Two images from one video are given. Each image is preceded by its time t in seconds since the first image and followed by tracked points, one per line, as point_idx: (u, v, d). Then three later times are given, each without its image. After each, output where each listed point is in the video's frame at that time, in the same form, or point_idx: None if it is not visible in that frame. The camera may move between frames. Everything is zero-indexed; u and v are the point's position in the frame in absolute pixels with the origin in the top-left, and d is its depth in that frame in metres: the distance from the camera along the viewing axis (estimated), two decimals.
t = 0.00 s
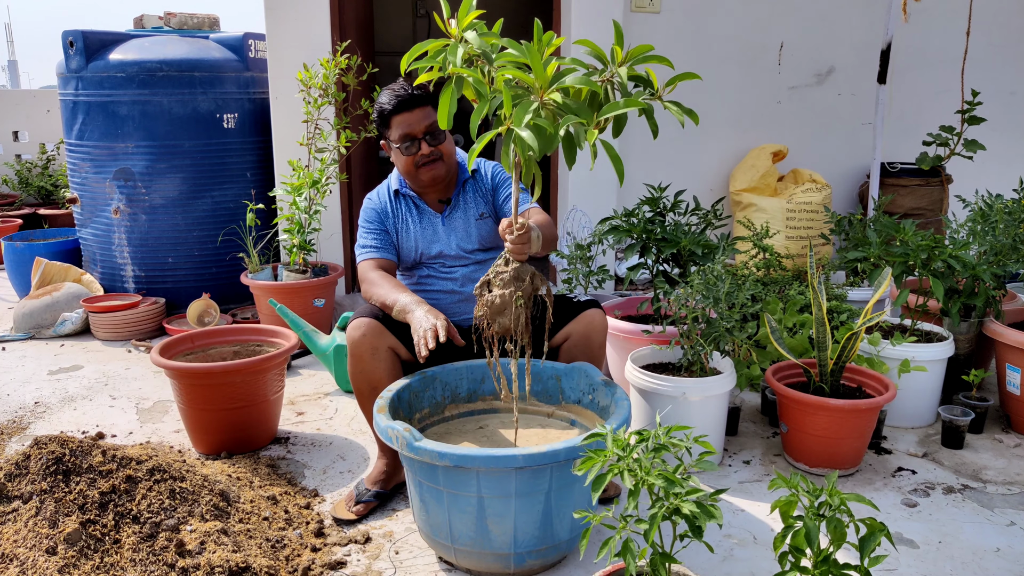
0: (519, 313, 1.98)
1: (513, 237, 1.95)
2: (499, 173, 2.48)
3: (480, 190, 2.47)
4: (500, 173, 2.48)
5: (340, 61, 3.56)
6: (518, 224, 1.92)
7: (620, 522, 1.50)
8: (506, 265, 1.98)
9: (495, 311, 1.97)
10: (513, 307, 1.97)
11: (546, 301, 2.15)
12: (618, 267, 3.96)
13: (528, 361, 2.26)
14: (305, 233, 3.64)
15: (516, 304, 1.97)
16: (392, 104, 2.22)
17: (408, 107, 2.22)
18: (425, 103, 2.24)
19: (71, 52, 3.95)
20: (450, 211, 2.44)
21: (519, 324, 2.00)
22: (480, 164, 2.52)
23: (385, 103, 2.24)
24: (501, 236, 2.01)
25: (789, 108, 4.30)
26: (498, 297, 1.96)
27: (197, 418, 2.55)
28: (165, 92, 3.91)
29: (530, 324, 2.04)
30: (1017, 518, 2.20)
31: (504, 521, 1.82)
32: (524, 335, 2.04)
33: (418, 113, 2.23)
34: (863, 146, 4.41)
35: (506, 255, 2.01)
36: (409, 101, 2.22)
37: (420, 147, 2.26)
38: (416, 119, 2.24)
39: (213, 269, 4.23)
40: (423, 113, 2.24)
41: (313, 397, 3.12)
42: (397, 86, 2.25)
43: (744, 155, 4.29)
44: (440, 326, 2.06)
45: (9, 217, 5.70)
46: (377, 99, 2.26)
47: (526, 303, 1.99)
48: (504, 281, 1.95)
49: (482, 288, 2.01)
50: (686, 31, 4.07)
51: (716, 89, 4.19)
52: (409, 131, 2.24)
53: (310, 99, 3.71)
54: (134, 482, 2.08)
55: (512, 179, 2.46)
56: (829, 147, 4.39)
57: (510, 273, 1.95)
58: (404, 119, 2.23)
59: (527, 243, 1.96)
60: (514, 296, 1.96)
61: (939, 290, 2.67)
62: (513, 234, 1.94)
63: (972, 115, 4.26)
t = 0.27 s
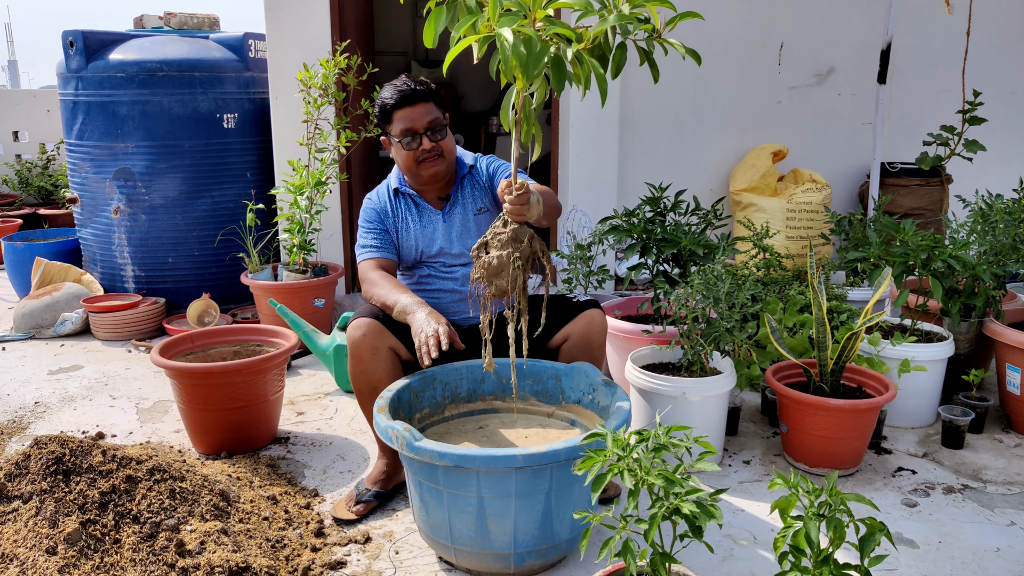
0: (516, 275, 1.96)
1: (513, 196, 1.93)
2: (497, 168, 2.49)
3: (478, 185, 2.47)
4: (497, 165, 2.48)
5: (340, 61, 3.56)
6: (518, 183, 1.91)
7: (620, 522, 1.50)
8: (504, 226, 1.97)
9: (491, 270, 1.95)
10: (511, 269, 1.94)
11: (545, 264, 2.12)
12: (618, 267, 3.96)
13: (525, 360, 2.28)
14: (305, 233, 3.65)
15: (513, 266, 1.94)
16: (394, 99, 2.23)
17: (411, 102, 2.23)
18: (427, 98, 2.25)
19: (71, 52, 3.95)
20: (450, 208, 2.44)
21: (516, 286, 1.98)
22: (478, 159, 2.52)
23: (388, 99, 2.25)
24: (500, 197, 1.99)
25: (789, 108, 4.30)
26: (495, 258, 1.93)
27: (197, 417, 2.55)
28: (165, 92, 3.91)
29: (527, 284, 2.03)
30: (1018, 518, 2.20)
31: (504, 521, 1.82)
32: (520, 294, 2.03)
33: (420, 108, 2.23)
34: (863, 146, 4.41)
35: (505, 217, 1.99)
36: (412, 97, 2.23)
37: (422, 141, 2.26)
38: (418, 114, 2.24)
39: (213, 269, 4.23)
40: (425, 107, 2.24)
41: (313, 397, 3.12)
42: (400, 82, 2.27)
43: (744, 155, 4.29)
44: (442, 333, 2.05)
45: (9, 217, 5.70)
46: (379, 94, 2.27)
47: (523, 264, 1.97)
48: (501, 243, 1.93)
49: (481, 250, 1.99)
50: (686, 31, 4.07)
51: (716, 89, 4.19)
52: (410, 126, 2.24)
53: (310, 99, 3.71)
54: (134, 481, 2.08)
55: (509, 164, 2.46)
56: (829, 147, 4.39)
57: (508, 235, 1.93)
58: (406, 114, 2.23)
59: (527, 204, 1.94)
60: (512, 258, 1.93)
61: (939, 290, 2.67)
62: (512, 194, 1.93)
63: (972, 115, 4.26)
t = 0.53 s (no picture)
0: (519, 252, 1.92)
1: (511, 173, 1.91)
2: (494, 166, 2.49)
3: (476, 183, 2.47)
4: (495, 163, 2.48)
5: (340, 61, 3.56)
6: (518, 159, 1.88)
7: (620, 521, 1.50)
8: (505, 204, 1.92)
9: (490, 248, 1.92)
10: (513, 246, 1.91)
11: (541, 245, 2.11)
12: (618, 267, 3.96)
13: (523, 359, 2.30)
14: (305, 233, 3.65)
15: (516, 243, 1.91)
16: (394, 96, 2.24)
17: (410, 100, 2.24)
18: (426, 95, 2.26)
19: (71, 52, 3.95)
20: (449, 207, 2.44)
21: (518, 264, 1.95)
22: (475, 157, 2.53)
23: (387, 96, 2.26)
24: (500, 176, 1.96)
25: (789, 108, 4.31)
26: (497, 236, 1.90)
27: (197, 417, 2.55)
28: (165, 92, 3.91)
29: (528, 260, 1.98)
30: (1018, 518, 2.20)
31: (504, 521, 1.82)
32: (523, 274, 2.00)
33: (419, 105, 2.24)
34: (863, 145, 4.41)
35: (503, 195, 1.95)
36: (411, 95, 2.24)
37: (422, 138, 2.26)
38: (418, 111, 2.24)
39: (213, 269, 4.23)
40: (424, 105, 2.25)
41: (313, 397, 3.12)
42: (400, 79, 2.28)
43: (744, 154, 4.28)
44: (442, 335, 2.05)
45: (9, 217, 5.70)
46: (378, 92, 2.27)
47: (525, 241, 1.94)
48: (503, 220, 1.89)
49: (480, 229, 1.95)
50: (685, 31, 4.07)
51: (716, 89, 4.19)
52: (410, 123, 2.24)
53: (310, 98, 3.71)
54: (134, 482, 2.08)
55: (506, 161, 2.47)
56: (829, 147, 4.39)
57: (510, 211, 1.89)
58: (406, 111, 2.23)
59: (526, 180, 1.91)
60: (514, 235, 1.90)
61: (939, 290, 2.67)
62: (512, 170, 1.90)
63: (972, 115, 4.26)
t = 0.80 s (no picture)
0: (529, 248, 1.93)
1: (516, 169, 1.89)
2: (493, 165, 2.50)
3: (474, 183, 2.48)
4: (493, 162, 2.49)
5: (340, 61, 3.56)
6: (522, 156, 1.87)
7: (620, 521, 1.50)
8: (510, 200, 1.92)
9: (495, 244, 1.91)
10: (523, 243, 1.91)
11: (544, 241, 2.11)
12: (618, 268, 3.97)
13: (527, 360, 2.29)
14: (305, 233, 3.65)
15: (525, 240, 1.92)
16: (391, 97, 2.25)
17: (406, 101, 2.25)
18: (423, 96, 2.27)
19: (72, 53, 3.96)
20: (447, 207, 2.44)
21: (529, 261, 1.95)
22: (473, 156, 2.54)
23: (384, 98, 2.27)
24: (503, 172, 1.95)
25: (789, 108, 4.31)
26: (506, 233, 1.89)
27: (197, 417, 2.55)
28: (165, 92, 3.91)
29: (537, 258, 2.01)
30: (1017, 518, 2.21)
31: (504, 521, 1.83)
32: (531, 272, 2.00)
33: (416, 106, 2.24)
34: (863, 146, 4.41)
35: (507, 191, 1.95)
36: (407, 95, 2.25)
37: (419, 138, 2.26)
38: (415, 112, 2.24)
39: (213, 269, 4.24)
40: (421, 106, 2.25)
41: (313, 397, 3.13)
42: (396, 81, 2.28)
43: (743, 154, 4.29)
44: (442, 330, 2.05)
45: (10, 217, 5.71)
46: (376, 93, 2.28)
47: (533, 237, 1.95)
48: (511, 217, 1.89)
49: (486, 226, 1.94)
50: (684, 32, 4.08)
51: (715, 89, 4.20)
52: (407, 124, 2.24)
53: (311, 99, 3.72)
54: (134, 482, 2.09)
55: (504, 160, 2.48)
56: (828, 147, 4.40)
57: (517, 208, 1.90)
58: (403, 112, 2.24)
59: (530, 176, 1.90)
60: (523, 232, 1.90)
61: (938, 290, 2.67)
62: (516, 165, 1.88)
63: (972, 115, 4.26)
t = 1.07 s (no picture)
0: (529, 239, 1.92)
1: (516, 159, 1.89)
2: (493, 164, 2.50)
3: (475, 181, 2.48)
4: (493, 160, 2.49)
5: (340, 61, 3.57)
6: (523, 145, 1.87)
7: (620, 521, 1.50)
8: (509, 191, 1.92)
9: (495, 234, 1.91)
10: (522, 234, 1.91)
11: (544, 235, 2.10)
12: (618, 268, 3.97)
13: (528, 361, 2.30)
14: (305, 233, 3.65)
15: (525, 231, 1.91)
16: (391, 94, 2.25)
17: (406, 98, 2.25)
18: (423, 93, 2.27)
19: (72, 53, 3.96)
20: (448, 205, 2.44)
21: (528, 251, 1.94)
22: (473, 154, 2.54)
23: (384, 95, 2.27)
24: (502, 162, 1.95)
25: (789, 108, 4.31)
26: (506, 224, 1.89)
27: (198, 417, 2.55)
28: (165, 92, 3.91)
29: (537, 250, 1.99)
30: (1017, 518, 2.21)
31: (504, 521, 1.83)
32: (533, 265, 1.97)
33: (416, 104, 2.25)
34: (863, 146, 4.41)
35: (506, 180, 1.94)
36: (407, 92, 2.25)
37: (420, 135, 2.27)
38: (414, 109, 2.25)
39: (213, 269, 4.24)
40: (421, 103, 2.26)
41: (313, 397, 3.13)
42: (396, 78, 2.29)
43: (743, 154, 4.29)
44: (446, 292, 2.03)
45: (10, 217, 5.71)
46: (377, 91, 2.29)
47: (533, 227, 1.94)
48: (511, 206, 1.89)
49: (486, 217, 1.94)
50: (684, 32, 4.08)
51: (715, 89, 4.20)
52: (406, 121, 2.25)
53: (311, 99, 3.72)
54: (134, 482, 2.09)
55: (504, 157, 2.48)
56: (828, 147, 4.40)
57: (516, 198, 1.90)
58: (402, 109, 2.24)
59: (530, 166, 1.90)
60: (523, 223, 1.90)
61: (938, 290, 2.67)
62: (517, 155, 1.88)
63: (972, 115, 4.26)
